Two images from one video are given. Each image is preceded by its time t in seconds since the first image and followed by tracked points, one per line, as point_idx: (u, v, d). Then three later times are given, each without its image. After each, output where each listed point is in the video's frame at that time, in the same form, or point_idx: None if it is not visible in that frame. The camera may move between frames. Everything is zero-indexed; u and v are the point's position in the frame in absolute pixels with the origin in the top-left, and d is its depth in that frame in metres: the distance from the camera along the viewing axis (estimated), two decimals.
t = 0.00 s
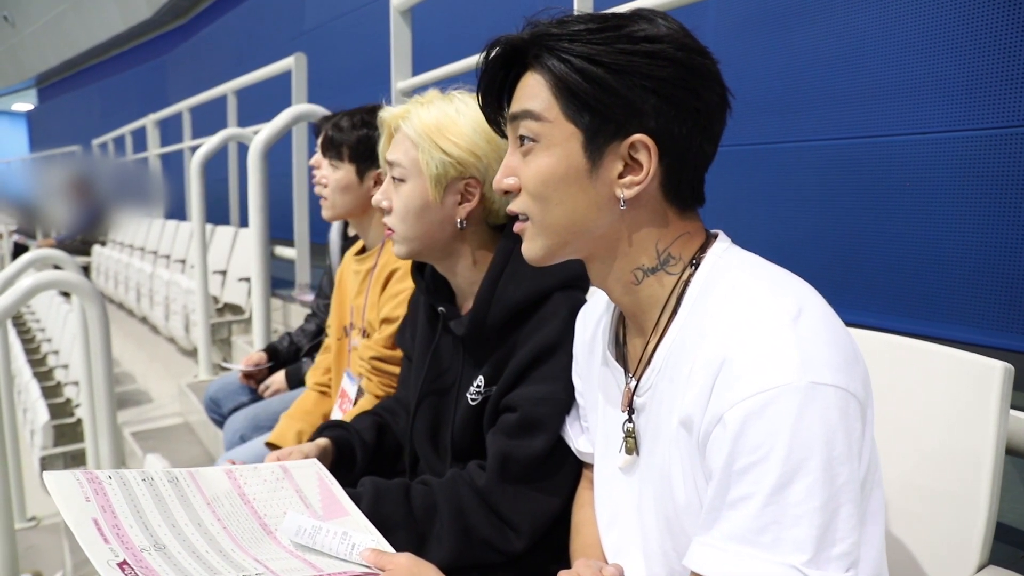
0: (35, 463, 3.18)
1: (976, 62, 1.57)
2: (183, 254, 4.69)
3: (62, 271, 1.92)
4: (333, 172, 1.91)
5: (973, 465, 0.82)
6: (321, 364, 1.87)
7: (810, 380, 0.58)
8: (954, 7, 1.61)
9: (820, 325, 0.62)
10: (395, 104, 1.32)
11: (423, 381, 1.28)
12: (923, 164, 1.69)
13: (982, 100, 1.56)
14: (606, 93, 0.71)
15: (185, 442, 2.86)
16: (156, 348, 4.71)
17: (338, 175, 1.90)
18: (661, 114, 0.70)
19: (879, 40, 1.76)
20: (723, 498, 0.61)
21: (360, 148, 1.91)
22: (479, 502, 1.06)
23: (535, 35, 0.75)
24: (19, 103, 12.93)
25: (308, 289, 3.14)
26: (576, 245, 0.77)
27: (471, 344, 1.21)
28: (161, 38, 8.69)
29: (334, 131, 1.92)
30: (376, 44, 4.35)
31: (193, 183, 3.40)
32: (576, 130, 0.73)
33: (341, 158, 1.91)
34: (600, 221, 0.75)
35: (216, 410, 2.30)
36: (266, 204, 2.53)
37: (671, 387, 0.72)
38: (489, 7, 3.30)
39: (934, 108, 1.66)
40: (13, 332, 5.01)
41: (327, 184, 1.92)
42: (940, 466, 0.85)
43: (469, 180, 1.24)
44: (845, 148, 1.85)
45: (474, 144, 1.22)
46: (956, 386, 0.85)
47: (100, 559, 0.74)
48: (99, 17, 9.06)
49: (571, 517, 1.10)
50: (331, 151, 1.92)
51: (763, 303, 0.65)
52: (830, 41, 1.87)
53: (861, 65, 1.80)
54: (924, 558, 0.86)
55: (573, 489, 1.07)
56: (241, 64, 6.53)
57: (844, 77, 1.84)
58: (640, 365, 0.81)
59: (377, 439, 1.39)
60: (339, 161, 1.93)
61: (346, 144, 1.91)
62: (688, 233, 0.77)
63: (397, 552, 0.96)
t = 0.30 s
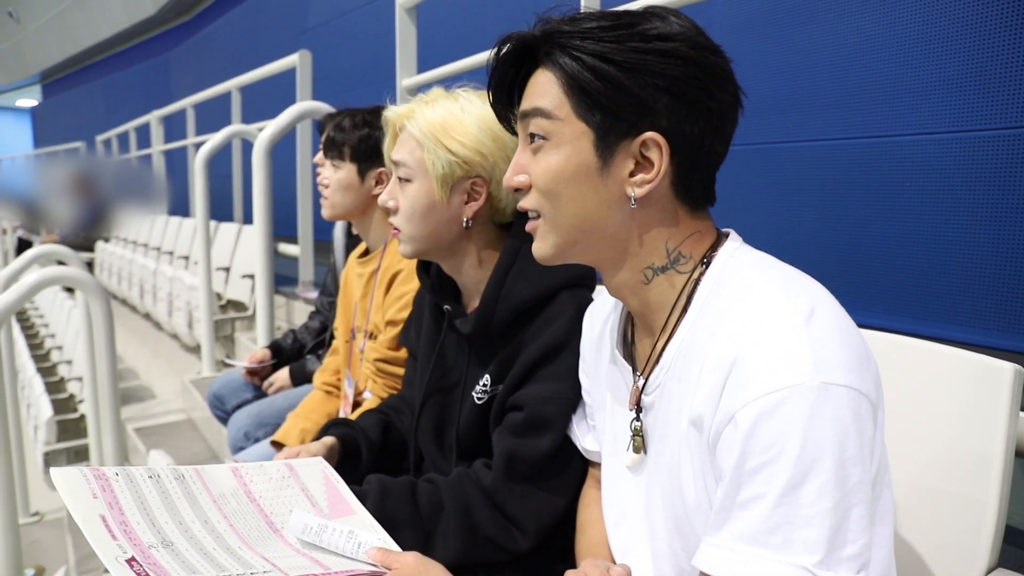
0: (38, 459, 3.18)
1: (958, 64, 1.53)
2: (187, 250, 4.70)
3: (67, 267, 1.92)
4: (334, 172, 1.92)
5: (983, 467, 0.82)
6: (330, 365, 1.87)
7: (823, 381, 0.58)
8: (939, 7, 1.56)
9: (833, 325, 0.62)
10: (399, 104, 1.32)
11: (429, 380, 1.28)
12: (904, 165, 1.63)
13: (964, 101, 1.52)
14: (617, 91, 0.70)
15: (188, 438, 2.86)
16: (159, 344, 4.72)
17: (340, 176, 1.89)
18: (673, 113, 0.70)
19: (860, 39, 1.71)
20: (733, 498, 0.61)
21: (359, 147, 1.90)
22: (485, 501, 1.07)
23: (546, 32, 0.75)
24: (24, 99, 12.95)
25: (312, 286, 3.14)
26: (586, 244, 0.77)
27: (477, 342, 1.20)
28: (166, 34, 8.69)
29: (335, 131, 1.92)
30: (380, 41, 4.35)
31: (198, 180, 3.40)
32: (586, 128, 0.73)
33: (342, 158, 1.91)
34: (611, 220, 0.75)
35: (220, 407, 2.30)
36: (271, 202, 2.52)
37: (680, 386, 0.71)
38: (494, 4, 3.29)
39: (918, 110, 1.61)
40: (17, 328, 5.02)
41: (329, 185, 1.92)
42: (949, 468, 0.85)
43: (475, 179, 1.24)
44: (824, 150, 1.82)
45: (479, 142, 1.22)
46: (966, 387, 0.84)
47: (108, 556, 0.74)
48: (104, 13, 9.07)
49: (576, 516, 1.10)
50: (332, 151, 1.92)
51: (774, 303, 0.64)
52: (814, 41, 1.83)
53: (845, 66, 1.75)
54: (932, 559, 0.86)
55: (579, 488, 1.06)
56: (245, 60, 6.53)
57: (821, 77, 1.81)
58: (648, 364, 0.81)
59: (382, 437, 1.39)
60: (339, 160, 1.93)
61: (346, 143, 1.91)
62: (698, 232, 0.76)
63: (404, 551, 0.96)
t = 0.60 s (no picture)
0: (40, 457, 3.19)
1: (960, 63, 1.53)
2: (188, 249, 4.70)
3: (68, 265, 1.92)
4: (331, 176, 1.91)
5: (984, 466, 0.82)
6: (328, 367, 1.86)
7: (826, 379, 0.58)
8: (942, 6, 1.56)
9: (836, 324, 0.62)
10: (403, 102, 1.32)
11: (430, 378, 1.28)
12: (906, 164, 1.63)
13: (966, 100, 1.52)
14: (622, 90, 0.70)
15: (188, 437, 2.87)
16: (160, 343, 4.72)
17: (338, 178, 1.88)
18: (678, 113, 0.70)
19: (862, 38, 1.71)
20: (736, 497, 0.61)
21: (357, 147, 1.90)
22: (487, 500, 1.07)
23: (552, 30, 0.75)
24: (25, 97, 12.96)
25: (313, 285, 3.14)
26: (590, 243, 0.77)
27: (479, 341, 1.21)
28: (168, 33, 8.70)
29: (331, 134, 1.93)
30: (382, 40, 4.36)
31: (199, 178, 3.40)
32: (592, 127, 0.73)
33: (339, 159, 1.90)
34: (615, 219, 0.75)
35: (221, 405, 2.30)
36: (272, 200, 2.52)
37: (683, 384, 0.71)
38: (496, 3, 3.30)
39: (920, 109, 1.61)
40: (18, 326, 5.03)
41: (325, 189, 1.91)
42: (949, 467, 0.85)
43: (482, 177, 1.24)
44: (826, 149, 1.82)
45: (486, 139, 1.22)
46: (966, 387, 0.84)
47: (112, 553, 0.74)
48: (105, 12, 9.07)
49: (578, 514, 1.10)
50: (329, 154, 1.91)
51: (778, 302, 0.64)
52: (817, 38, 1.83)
53: (847, 66, 1.75)
54: (933, 559, 0.86)
55: (581, 487, 1.06)
56: (247, 58, 6.52)
57: (824, 76, 1.82)
58: (651, 362, 0.81)
59: (384, 436, 1.39)
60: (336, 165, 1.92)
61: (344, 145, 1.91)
62: (702, 231, 0.77)
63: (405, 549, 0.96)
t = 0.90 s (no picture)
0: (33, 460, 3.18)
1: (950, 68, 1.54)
2: (182, 250, 4.70)
3: (61, 267, 1.92)
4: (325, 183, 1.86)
5: (970, 467, 0.83)
6: (310, 377, 1.83)
7: (814, 380, 0.58)
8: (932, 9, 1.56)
9: (824, 324, 0.63)
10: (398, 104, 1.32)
11: (424, 380, 1.28)
12: (896, 168, 1.65)
13: (957, 103, 1.53)
14: (615, 94, 0.71)
15: (183, 439, 2.87)
16: (154, 345, 4.71)
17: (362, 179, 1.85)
18: (669, 117, 0.71)
19: (853, 43, 1.72)
20: (726, 495, 0.62)
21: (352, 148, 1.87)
22: (481, 500, 1.07)
23: (545, 35, 0.76)
24: (18, 98, 12.91)
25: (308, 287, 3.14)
26: (582, 245, 0.78)
27: (473, 343, 1.21)
28: (162, 33, 8.68)
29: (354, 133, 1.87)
30: (377, 42, 4.37)
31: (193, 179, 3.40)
32: (584, 130, 0.74)
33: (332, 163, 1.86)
34: (608, 221, 0.76)
35: (216, 407, 2.30)
36: (267, 202, 2.53)
37: (674, 385, 0.72)
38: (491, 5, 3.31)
39: (911, 112, 1.62)
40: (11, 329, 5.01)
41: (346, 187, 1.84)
42: (936, 467, 0.86)
43: (478, 179, 1.25)
44: (817, 152, 1.83)
45: (482, 142, 1.23)
46: (955, 388, 0.85)
47: (108, 552, 0.74)
48: (99, 13, 9.06)
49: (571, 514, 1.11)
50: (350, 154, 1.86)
51: (767, 303, 0.65)
52: (809, 44, 1.84)
53: (837, 69, 1.77)
54: (921, 558, 0.87)
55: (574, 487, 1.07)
56: (242, 60, 6.52)
57: (816, 80, 1.83)
58: (642, 363, 0.82)
59: (378, 437, 1.39)
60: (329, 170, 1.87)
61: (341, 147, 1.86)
62: (693, 234, 0.77)
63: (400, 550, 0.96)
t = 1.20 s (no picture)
0: (31, 459, 3.18)
1: (950, 68, 1.53)
2: (181, 250, 4.69)
3: (60, 266, 1.92)
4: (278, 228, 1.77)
5: (971, 469, 0.83)
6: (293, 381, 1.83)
7: (817, 380, 0.58)
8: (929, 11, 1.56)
9: (827, 325, 0.63)
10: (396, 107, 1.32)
11: (424, 380, 1.28)
12: (893, 168, 1.64)
13: (956, 104, 1.52)
14: (616, 95, 0.71)
15: (182, 438, 2.86)
16: (153, 344, 4.71)
17: (295, 220, 1.74)
18: (671, 118, 0.71)
19: (853, 45, 1.72)
20: (729, 496, 0.62)
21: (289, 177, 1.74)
22: (482, 501, 1.07)
23: (548, 36, 0.76)
24: (17, 97, 12.90)
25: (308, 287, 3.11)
26: (584, 246, 0.77)
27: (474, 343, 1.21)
28: (161, 33, 8.68)
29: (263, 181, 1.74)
30: (376, 42, 4.36)
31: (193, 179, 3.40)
32: (585, 132, 0.74)
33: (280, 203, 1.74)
34: (609, 222, 0.76)
35: (215, 407, 2.30)
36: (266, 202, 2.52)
37: (676, 385, 0.72)
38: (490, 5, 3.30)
39: (909, 113, 1.61)
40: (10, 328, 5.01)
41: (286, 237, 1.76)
42: (938, 471, 0.86)
43: (472, 179, 1.25)
44: (815, 154, 1.83)
45: (474, 143, 1.22)
46: (958, 389, 0.85)
47: (110, 552, 0.74)
48: (98, 13, 9.06)
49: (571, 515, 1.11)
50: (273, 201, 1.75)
51: (769, 304, 0.65)
52: (808, 44, 1.84)
53: (836, 71, 1.77)
54: (922, 559, 0.87)
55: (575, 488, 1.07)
56: (241, 60, 6.52)
57: (817, 79, 1.82)
58: (644, 363, 0.82)
59: (378, 437, 1.39)
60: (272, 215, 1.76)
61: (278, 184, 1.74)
62: (695, 234, 0.78)
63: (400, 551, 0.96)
